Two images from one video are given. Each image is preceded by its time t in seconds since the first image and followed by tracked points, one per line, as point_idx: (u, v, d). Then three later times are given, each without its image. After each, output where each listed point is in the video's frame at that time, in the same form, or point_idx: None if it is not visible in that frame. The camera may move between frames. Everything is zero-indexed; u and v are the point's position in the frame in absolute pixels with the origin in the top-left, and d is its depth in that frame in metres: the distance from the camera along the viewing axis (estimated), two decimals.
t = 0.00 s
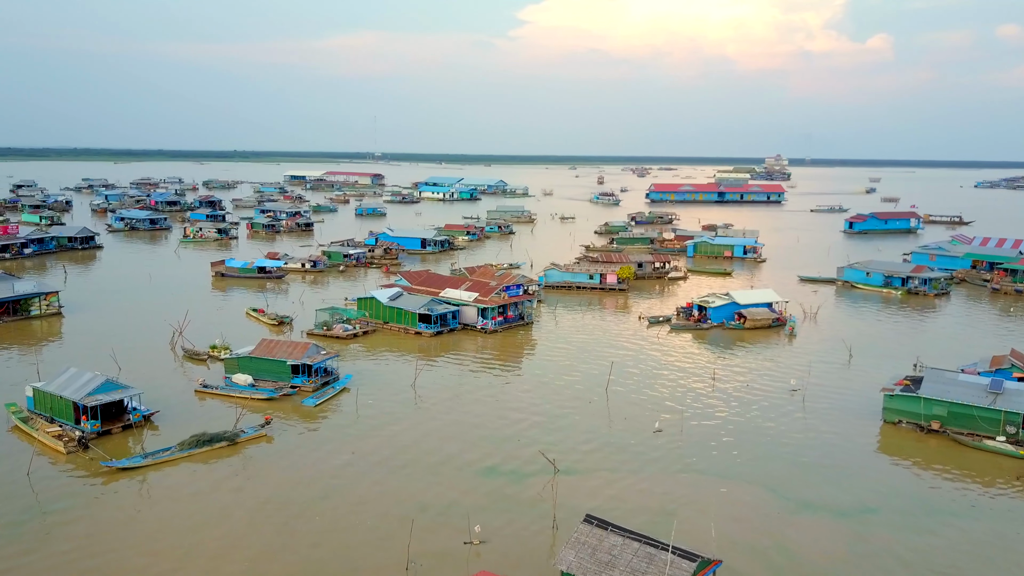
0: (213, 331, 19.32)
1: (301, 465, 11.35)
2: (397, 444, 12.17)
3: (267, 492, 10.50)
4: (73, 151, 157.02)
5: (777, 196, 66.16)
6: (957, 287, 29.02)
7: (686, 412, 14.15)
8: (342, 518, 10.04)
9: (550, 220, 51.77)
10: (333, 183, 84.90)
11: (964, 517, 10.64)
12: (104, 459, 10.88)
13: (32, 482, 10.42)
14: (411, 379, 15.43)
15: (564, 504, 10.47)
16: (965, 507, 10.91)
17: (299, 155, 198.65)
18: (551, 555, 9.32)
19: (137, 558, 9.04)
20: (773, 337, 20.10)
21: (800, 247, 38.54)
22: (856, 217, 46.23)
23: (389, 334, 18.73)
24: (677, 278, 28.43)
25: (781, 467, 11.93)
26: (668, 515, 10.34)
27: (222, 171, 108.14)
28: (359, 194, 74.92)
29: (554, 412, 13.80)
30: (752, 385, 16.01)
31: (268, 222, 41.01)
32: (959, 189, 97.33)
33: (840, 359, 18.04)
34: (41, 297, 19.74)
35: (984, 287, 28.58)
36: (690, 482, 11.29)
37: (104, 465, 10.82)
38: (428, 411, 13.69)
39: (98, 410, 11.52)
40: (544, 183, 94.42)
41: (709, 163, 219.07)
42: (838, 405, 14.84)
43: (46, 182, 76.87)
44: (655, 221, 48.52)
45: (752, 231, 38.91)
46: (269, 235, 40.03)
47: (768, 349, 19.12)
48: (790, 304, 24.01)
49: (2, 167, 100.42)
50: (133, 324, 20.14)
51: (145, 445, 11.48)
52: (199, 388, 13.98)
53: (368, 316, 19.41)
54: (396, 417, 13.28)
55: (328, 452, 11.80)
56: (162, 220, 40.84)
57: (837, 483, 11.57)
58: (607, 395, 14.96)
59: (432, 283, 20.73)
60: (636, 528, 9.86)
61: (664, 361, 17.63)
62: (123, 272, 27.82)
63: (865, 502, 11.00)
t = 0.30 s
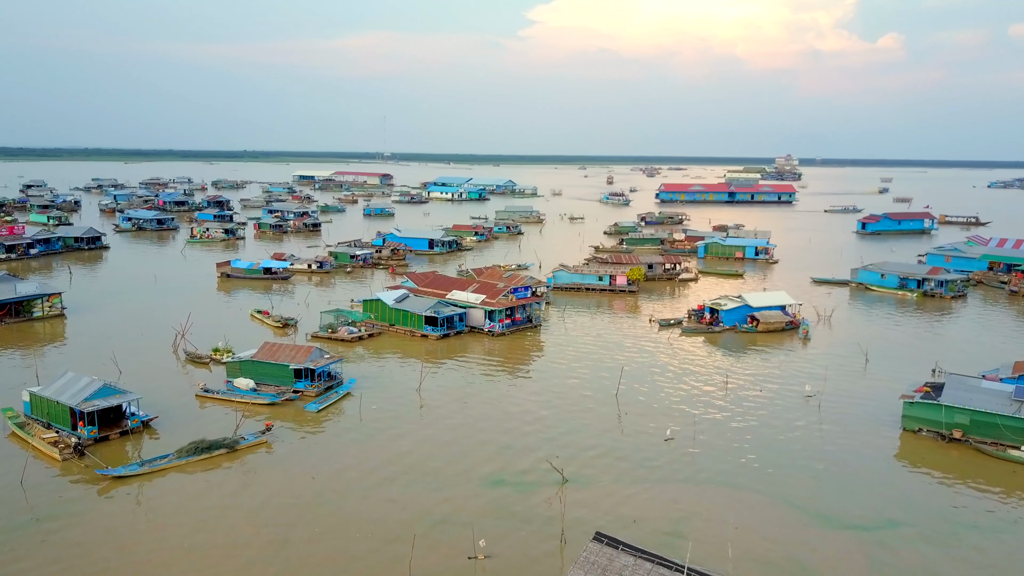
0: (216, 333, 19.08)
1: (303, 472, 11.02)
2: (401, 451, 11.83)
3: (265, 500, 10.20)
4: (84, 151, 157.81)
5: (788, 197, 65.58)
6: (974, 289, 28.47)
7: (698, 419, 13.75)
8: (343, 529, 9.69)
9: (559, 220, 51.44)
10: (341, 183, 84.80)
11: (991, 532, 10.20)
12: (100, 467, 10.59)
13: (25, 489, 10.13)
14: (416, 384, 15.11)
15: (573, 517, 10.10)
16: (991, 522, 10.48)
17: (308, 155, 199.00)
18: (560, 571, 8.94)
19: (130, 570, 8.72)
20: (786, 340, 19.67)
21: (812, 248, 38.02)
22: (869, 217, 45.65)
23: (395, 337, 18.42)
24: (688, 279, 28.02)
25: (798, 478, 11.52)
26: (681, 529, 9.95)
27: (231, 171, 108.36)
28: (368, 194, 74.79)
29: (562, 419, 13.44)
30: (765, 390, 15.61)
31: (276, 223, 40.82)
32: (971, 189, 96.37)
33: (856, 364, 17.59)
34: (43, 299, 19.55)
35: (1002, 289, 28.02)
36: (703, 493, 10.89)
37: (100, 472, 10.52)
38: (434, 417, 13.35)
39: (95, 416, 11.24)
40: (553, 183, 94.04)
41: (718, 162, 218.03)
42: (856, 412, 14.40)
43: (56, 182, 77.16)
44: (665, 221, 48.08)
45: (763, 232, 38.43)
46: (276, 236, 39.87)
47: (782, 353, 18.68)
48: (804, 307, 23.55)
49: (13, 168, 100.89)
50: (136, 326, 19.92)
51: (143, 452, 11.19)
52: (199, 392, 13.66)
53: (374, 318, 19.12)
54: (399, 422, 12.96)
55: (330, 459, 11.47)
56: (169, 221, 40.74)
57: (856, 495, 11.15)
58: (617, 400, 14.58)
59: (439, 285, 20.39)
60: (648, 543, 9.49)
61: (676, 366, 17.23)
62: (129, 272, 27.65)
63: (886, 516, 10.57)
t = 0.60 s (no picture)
0: (219, 335, 18.81)
1: (302, 480, 10.70)
2: (404, 459, 11.50)
3: (263, 509, 9.90)
4: (94, 151, 158.47)
5: (799, 197, 64.96)
6: (991, 291, 27.91)
7: (711, 426, 13.35)
8: (342, 540, 9.36)
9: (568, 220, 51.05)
10: (350, 183, 84.67)
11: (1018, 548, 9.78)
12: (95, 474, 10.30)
13: (17, 497, 9.86)
14: (421, 388, 14.78)
15: (580, 530, 9.74)
16: (1017, 537, 10.05)
17: (317, 155, 199.33)
18: None
19: None
20: (800, 344, 19.24)
21: (825, 249, 37.50)
22: (881, 218, 45.05)
23: (400, 339, 18.09)
24: (698, 281, 27.60)
25: (815, 490, 11.12)
26: (693, 544, 9.57)
27: (240, 172, 108.55)
28: (376, 194, 74.62)
29: (570, 426, 13.09)
30: (779, 396, 15.19)
31: (283, 223, 40.61)
32: (985, 189, 95.34)
33: (872, 369, 17.15)
34: (45, 300, 19.36)
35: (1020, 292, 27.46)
36: (716, 505, 10.51)
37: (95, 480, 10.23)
38: (438, 423, 13.02)
39: (91, 422, 10.96)
40: (562, 183, 93.61)
41: (728, 162, 217.01)
42: (873, 419, 13.97)
43: (66, 182, 77.39)
44: (675, 221, 47.61)
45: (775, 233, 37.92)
46: (283, 236, 39.65)
47: (795, 357, 18.25)
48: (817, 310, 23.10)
49: (23, 168, 101.31)
50: (139, 328, 19.69)
51: (139, 459, 10.89)
52: (199, 397, 13.36)
53: (379, 321, 18.81)
54: (403, 429, 12.64)
55: (330, 467, 11.15)
56: (176, 221, 40.61)
57: (876, 508, 10.74)
58: (626, 406, 14.21)
59: (445, 287, 20.06)
60: (659, 558, 9.11)
61: (687, 370, 16.84)
62: (134, 273, 27.47)
63: (907, 530, 10.16)
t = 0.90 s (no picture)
0: (221, 337, 18.54)
1: (301, 488, 10.40)
2: (406, 468, 11.19)
3: (260, 519, 9.58)
4: (104, 151, 159.19)
5: (809, 197, 64.42)
6: (1007, 293, 27.37)
7: (722, 433, 12.97)
8: (342, 552, 9.05)
9: (575, 220, 50.72)
10: (357, 183, 84.54)
11: None
12: (89, 482, 10.00)
13: (8, 506, 9.58)
14: (425, 393, 14.46)
15: (588, 544, 9.40)
16: None
17: (325, 155, 199.51)
18: None
19: None
20: (813, 348, 18.83)
21: (836, 250, 36.98)
22: (893, 218, 44.50)
23: (405, 342, 17.77)
24: (708, 283, 27.20)
25: (831, 502, 10.75)
26: (706, 559, 9.21)
27: (248, 172, 108.68)
28: (383, 194, 74.44)
29: (577, 433, 12.73)
30: (792, 402, 14.79)
31: (288, 223, 40.39)
32: (997, 189, 94.34)
33: (888, 375, 16.72)
34: (46, 302, 19.14)
35: None
36: (729, 518, 10.15)
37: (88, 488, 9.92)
38: (442, 430, 12.70)
39: (86, 429, 10.67)
40: (570, 183, 93.15)
41: (737, 162, 216.01)
42: (890, 427, 13.57)
43: (75, 182, 77.63)
44: (684, 222, 47.18)
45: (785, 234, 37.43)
46: (289, 236, 39.45)
47: (808, 361, 17.83)
48: (830, 313, 22.65)
49: (32, 167, 101.75)
50: (141, 330, 19.45)
51: (135, 466, 10.58)
52: (199, 402, 13.06)
53: (383, 324, 18.52)
54: (406, 436, 12.31)
55: (331, 475, 10.84)
56: (182, 221, 40.47)
57: (894, 521, 10.36)
58: (635, 412, 13.84)
59: (450, 289, 19.73)
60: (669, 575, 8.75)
61: (697, 375, 16.45)
62: (138, 274, 27.27)
63: (928, 546, 9.78)
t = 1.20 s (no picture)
0: (223, 340, 18.26)
1: (300, 499, 10.10)
2: (408, 478, 10.86)
3: (257, 532, 9.27)
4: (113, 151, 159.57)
5: (819, 197, 63.82)
6: None
7: (734, 443, 12.58)
8: (340, 568, 8.74)
9: (583, 221, 50.35)
10: (364, 183, 84.39)
11: None
12: (81, 491, 9.73)
13: None
14: (429, 398, 14.14)
15: (595, 560, 9.05)
16: None
17: (333, 155, 199.79)
18: None
19: None
20: (826, 352, 18.40)
21: (848, 251, 36.46)
22: (905, 219, 43.92)
23: (409, 346, 17.45)
24: (718, 284, 26.79)
25: (847, 517, 10.36)
26: None
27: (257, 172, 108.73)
28: (390, 194, 74.26)
29: (584, 441, 12.40)
30: (806, 409, 14.40)
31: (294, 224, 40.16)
32: (1009, 189, 93.33)
33: (904, 380, 16.28)
34: (46, 303, 18.92)
35: None
36: (741, 534, 9.79)
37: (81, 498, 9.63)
38: (446, 437, 12.37)
39: (80, 436, 10.38)
40: (578, 183, 92.71)
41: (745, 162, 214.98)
42: (908, 435, 13.15)
43: (84, 183, 77.80)
44: (693, 222, 46.73)
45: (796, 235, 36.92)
46: (295, 237, 39.24)
47: (821, 365, 17.42)
48: (843, 315, 22.20)
49: (41, 168, 102.15)
50: (143, 332, 19.20)
51: (130, 475, 10.29)
52: (197, 407, 12.76)
53: (387, 326, 18.21)
54: (409, 443, 12.01)
55: (330, 485, 10.53)
56: (187, 221, 40.32)
57: (914, 537, 9.97)
58: (644, 420, 13.47)
59: (456, 291, 19.39)
60: None
61: (707, 381, 16.06)
62: (142, 275, 27.07)
63: (949, 564, 9.39)
